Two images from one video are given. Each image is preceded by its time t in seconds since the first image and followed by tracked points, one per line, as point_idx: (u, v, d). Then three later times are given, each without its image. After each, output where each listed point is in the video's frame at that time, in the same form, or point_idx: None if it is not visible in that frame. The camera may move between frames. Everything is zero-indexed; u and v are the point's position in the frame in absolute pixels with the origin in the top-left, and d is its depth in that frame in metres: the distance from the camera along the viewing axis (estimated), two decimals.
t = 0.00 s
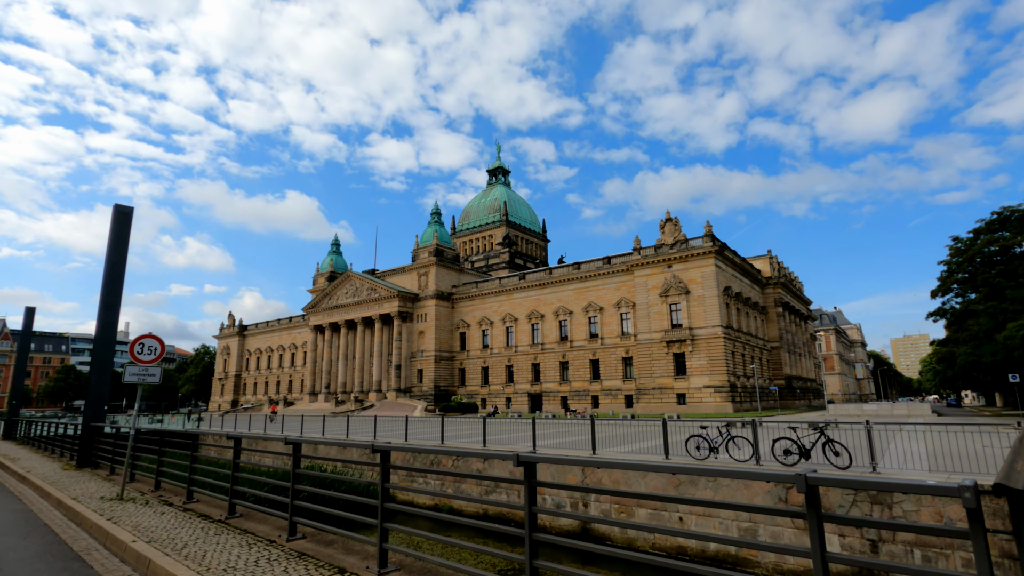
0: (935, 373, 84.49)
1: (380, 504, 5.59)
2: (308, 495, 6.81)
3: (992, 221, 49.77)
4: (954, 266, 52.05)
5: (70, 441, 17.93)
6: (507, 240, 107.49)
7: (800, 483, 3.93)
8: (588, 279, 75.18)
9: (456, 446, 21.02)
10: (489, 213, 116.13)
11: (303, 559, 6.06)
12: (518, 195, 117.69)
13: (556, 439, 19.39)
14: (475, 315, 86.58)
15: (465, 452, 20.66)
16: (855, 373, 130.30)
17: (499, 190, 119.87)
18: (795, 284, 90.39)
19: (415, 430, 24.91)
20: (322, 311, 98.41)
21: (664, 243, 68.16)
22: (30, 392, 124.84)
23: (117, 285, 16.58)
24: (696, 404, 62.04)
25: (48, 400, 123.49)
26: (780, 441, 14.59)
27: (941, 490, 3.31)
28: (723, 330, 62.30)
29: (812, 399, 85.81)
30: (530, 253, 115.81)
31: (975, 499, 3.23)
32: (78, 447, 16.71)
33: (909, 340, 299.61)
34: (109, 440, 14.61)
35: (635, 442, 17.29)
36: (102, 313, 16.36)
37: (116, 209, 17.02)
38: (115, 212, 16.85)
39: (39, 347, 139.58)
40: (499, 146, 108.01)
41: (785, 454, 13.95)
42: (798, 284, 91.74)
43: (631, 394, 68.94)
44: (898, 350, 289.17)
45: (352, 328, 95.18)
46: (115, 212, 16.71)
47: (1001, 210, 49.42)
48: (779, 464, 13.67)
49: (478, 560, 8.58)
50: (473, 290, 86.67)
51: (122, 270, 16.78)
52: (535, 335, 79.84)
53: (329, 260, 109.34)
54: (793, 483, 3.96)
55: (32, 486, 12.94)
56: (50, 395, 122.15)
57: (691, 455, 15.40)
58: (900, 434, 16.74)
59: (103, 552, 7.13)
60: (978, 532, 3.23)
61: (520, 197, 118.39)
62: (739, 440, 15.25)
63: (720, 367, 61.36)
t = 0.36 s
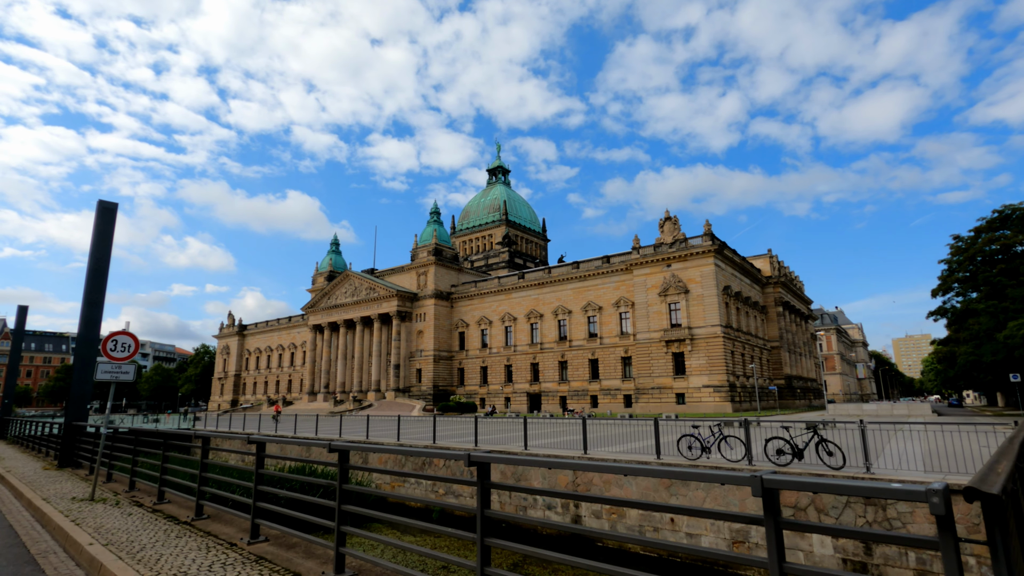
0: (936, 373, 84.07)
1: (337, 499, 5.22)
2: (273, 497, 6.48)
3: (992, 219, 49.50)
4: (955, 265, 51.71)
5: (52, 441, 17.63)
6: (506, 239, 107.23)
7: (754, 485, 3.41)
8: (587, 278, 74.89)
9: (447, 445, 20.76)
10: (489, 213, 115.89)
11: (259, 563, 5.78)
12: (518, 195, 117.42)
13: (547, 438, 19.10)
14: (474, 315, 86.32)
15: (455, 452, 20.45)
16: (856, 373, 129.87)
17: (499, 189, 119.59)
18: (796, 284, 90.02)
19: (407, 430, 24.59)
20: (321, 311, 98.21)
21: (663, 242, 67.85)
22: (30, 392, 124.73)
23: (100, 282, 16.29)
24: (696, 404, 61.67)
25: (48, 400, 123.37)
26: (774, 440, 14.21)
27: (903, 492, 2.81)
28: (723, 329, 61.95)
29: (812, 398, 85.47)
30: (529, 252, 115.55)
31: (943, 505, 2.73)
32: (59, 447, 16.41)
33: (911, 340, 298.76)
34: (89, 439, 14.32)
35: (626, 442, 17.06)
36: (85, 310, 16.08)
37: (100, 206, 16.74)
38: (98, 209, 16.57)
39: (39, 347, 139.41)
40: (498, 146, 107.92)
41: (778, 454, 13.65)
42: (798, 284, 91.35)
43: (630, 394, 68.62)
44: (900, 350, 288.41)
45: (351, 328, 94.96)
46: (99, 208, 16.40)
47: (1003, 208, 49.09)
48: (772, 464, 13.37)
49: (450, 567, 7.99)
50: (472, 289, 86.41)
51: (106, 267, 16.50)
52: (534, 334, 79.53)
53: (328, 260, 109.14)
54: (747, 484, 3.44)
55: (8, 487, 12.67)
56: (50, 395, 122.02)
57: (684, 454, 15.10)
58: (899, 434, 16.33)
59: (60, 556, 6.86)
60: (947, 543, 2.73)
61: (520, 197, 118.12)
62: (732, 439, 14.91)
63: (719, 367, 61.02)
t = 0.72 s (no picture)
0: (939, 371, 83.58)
1: (297, 502, 4.92)
2: (238, 500, 6.15)
3: (995, 216, 49.05)
4: (957, 262, 51.27)
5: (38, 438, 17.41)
6: (507, 237, 106.89)
7: (715, 493, 3.08)
8: (587, 275, 74.58)
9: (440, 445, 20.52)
10: (490, 211, 115.57)
11: (219, 567, 5.51)
12: (518, 192, 117.05)
13: (540, 437, 18.80)
14: (474, 312, 86.08)
15: (448, 451, 20.21)
16: (859, 371, 129.46)
17: (499, 187, 119.24)
18: (797, 281, 89.64)
19: (401, 429, 24.31)
20: (321, 309, 98.07)
21: (664, 239, 67.48)
22: (32, 390, 124.81)
23: (86, 279, 16.02)
24: (696, 402, 61.34)
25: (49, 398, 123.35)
26: (768, 440, 13.96)
27: (877, 502, 2.49)
28: (723, 327, 61.59)
29: (814, 396, 85.11)
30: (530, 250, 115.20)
31: (922, 519, 2.40)
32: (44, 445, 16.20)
33: (914, 338, 297.62)
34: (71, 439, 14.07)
35: (620, 442, 16.81)
36: (71, 308, 15.85)
37: (85, 201, 16.43)
38: (84, 204, 16.26)
39: (40, 345, 139.39)
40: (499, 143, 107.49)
41: (774, 453, 13.37)
42: (800, 281, 90.98)
43: (630, 392, 68.38)
44: (903, 348, 287.51)
45: (351, 326, 94.79)
46: (84, 204, 16.12)
47: (1006, 205, 48.63)
48: (768, 462, 13.13)
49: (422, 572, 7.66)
50: (471, 287, 86.18)
51: (91, 264, 16.24)
52: (534, 332, 79.27)
53: (328, 258, 108.98)
54: (706, 492, 3.11)
55: None
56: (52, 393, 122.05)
57: (679, 453, 14.84)
58: (899, 433, 16.00)
59: (20, 558, 6.57)
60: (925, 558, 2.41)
61: (520, 194, 117.74)
62: (727, 438, 14.66)
63: (720, 365, 60.68)
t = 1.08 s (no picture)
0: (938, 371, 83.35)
1: (248, 504, 4.56)
2: (196, 501, 5.78)
3: (995, 215, 48.78)
4: (956, 262, 51.01)
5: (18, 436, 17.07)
6: (505, 236, 106.61)
7: (667, 501, 2.71)
8: (585, 275, 74.26)
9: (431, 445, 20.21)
10: (488, 210, 115.29)
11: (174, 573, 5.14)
12: (517, 191, 116.80)
13: (532, 437, 18.45)
14: (472, 312, 85.77)
15: (440, 451, 19.94)
16: (858, 370, 129.34)
17: (498, 186, 118.95)
18: (796, 281, 89.42)
19: (393, 429, 23.99)
20: (318, 308, 97.72)
21: (662, 238, 67.18)
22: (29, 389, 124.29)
23: (68, 275, 15.67)
24: (694, 401, 61.01)
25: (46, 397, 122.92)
26: (762, 439, 13.64)
27: (852, 515, 2.15)
28: (721, 327, 61.31)
29: (813, 396, 84.88)
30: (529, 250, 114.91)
31: (903, 535, 2.04)
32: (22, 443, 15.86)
33: (913, 339, 297.53)
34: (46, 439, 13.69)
35: (613, 442, 16.56)
36: (51, 303, 15.50)
37: (68, 194, 16.05)
38: (67, 198, 15.88)
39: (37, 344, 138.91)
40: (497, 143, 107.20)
41: (767, 453, 13.07)
42: (799, 281, 90.76)
43: (628, 391, 68.11)
44: (902, 349, 287.66)
45: (348, 325, 94.43)
46: (66, 198, 15.76)
47: (1005, 203, 48.35)
48: (761, 463, 12.84)
49: None
50: (469, 286, 85.85)
51: (73, 259, 15.89)
52: (532, 332, 78.95)
53: (326, 257, 108.67)
54: (658, 499, 2.76)
55: None
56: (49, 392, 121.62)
57: (672, 453, 14.53)
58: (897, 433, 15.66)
59: None
60: None
61: (519, 193, 117.49)
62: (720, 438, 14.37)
63: (718, 365, 60.39)
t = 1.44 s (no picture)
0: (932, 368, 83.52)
1: (193, 506, 4.25)
2: (147, 501, 5.40)
3: (989, 212, 48.73)
4: (950, 259, 50.98)
5: None
6: (501, 233, 106.28)
7: (591, 507, 2.43)
8: (580, 272, 73.99)
9: (420, 444, 19.96)
10: (484, 207, 114.93)
11: None
12: (513, 188, 116.47)
13: (521, 435, 18.17)
14: (467, 309, 85.50)
15: (428, 449, 19.70)
16: (852, 368, 129.76)
17: (494, 183, 118.61)
18: (791, 278, 89.47)
19: (381, 426, 23.72)
20: (313, 305, 97.22)
21: (657, 235, 66.97)
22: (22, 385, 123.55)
23: (45, 269, 15.35)
24: (689, 399, 60.88)
25: (40, 395, 122.13)
26: (750, 437, 13.44)
27: (791, 530, 1.89)
28: (716, 324, 61.18)
29: (807, 394, 85.04)
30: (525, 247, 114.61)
31: (843, 555, 1.76)
32: None
33: (906, 337, 299.80)
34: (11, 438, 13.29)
35: (601, 439, 16.39)
36: (27, 299, 15.18)
37: (45, 187, 15.67)
38: (44, 191, 15.52)
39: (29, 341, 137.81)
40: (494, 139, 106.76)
41: (756, 451, 12.87)
42: (794, 279, 90.81)
43: (623, 389, 68.02)
44: (896, 346, 290.46)
45: (343, 322, 94.03)
46: (43, 190, 15.40)
47: (999, 201, 48.31)
48: (749, 460, 12.66)
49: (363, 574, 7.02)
50: (464, 283, 85.51)
51: (50, 254, 15.53)
52: (527, 329, 78.71)
53: (320, 254, 108.18)
54: (580, 505, 2.48)
55: None
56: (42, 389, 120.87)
57: (659, 451, 14.34)
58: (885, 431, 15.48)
59: None
60: None
61: (515, 190, 117.17)
62: (709, 435, 14.15)
63: (712, 362, 60.34)
